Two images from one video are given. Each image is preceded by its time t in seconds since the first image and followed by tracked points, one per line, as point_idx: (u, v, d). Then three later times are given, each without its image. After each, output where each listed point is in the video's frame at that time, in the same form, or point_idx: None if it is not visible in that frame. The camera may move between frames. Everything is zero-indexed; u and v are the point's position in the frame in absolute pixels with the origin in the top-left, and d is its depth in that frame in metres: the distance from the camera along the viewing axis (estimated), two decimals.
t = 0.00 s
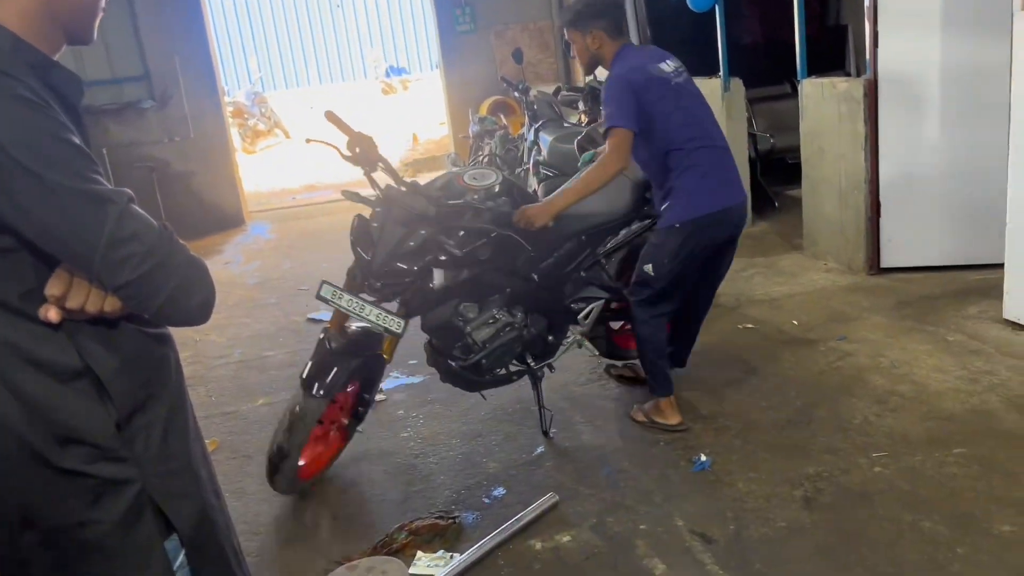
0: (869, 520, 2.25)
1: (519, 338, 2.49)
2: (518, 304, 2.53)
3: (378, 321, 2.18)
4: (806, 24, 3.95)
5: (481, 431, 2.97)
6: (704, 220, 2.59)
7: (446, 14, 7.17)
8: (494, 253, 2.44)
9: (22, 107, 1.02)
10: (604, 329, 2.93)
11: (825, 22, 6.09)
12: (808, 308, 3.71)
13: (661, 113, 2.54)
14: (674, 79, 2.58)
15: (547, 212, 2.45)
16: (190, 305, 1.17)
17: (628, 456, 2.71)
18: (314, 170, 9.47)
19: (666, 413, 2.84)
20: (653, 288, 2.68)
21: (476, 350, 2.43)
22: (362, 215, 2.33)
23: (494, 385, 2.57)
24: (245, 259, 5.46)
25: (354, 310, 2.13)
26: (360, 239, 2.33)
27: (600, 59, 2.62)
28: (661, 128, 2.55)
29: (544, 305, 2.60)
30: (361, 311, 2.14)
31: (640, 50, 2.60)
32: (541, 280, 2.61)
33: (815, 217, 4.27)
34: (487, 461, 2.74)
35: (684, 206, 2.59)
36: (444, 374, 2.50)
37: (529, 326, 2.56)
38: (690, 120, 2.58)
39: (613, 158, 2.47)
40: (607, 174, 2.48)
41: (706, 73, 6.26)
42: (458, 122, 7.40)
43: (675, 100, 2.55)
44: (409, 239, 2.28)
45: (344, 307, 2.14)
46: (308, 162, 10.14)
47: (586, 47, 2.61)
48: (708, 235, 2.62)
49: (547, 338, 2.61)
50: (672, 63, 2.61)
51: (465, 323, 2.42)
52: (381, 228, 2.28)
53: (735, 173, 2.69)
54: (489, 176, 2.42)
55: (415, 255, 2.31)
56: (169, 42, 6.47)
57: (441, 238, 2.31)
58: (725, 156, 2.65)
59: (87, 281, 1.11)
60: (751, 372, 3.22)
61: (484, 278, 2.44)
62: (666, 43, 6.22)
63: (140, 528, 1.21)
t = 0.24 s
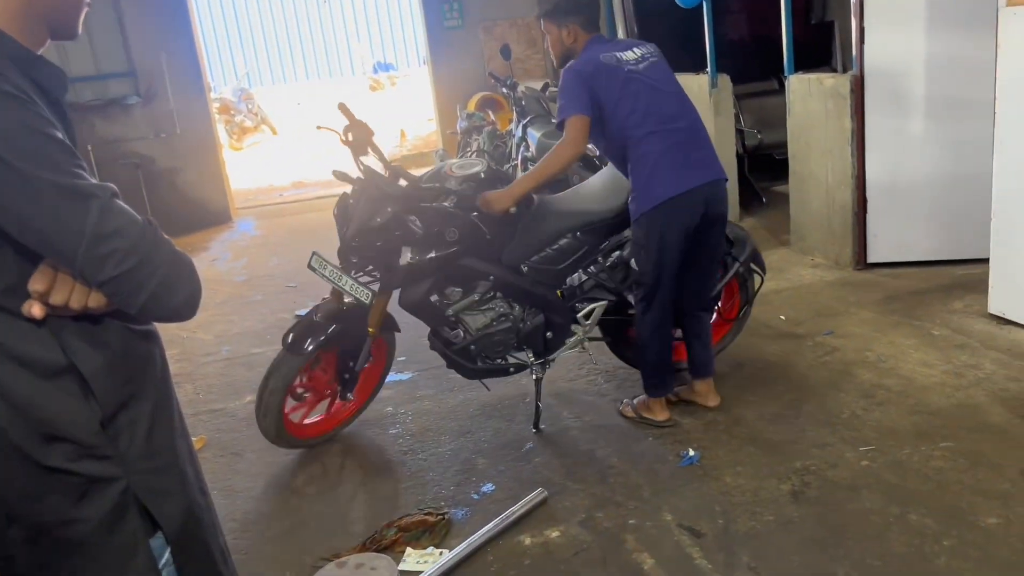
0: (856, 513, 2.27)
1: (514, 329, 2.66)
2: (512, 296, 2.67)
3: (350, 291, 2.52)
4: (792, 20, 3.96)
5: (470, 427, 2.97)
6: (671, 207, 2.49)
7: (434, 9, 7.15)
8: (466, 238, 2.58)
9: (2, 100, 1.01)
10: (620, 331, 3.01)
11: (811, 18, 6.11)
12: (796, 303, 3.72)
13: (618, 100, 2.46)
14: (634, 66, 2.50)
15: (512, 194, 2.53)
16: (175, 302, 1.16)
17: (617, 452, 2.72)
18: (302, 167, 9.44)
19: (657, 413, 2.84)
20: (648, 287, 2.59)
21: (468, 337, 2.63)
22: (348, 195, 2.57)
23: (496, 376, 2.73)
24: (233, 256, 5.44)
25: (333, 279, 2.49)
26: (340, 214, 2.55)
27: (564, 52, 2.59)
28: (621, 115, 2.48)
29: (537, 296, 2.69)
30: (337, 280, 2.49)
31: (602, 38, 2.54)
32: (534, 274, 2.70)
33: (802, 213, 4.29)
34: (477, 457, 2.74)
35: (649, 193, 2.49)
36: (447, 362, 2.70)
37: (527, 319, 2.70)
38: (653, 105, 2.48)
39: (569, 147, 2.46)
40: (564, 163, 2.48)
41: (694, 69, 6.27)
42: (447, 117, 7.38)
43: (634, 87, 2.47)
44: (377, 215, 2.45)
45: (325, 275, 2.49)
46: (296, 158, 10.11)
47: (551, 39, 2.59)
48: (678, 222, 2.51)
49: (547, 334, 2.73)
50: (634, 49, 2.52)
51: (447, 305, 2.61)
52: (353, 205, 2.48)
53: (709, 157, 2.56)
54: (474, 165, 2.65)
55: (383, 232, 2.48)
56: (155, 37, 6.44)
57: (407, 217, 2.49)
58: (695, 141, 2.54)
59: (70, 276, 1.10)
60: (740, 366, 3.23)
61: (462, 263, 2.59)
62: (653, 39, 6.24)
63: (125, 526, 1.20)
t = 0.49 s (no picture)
0: (843, 512, 2.28)
1: (519, 320, 2.77)
2: (516, 288, 2.77)
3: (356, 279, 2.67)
4: (781, 21, 3.98)
5: (460, 427, 2.97)
6: (642, 208, 2.46)
7: (423, 9, 7.15)
8: (466, 228, 2.69)
9: None
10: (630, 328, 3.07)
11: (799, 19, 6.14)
12: (784, 302, 3.74)
13: (598, 94, 2.44)
14: (618, 60, 2.46)
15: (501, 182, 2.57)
16: (160, 303, 1.15)
17: (607, 451, 2.72)
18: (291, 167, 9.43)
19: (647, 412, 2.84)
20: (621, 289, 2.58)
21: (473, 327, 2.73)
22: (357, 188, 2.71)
23: (503, 366, 2.84)
24: (222, 257, 5.42)
25: (339, 269, 2.64)
26: (348, 206, 2.69)
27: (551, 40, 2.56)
28: (600, 110, 2.45)
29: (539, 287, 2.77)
30: (343, 270, 2.65)
31: (589, 29, 2.50)
32: (536, 266, 2.79)
33: (790, 212, 4.31)
34: (466, 457, 2.74)
35: (621, 192, 2.46)
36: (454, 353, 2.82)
37: (532, 311, 2.80)
38: (633, 102, 2.45)
39: (557, 137, 2.43)
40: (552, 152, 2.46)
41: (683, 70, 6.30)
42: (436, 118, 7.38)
43: (615, 82, 2.44)
44: (379, 205, 2.60)
45: (333, 265, 2.65)
46: (286, 158, 10.08)
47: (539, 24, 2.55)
48: (649, 224, 2.48)
49: (552, 326, 2.81)
50: (620, 43, 2.48)
51: (451, 294, 2.73)
52: (358, 198, 2.63)
53: (687, 159, 2.52)
54: (475, 158, 2.71)
55: (386, 222, 2.63)
56: (143, 37, 6.41)
57: (408, 207, 2.61)
58: (674, 141, 2.50)
59: (55, 278, 1.09)
60: (729, 365, 3.24)
61: (464, 253, 2.70)
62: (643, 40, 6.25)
63: (111, 527, 1.19)
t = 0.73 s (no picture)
0: (833, 515, 2.28)
1: (524, 322, 2.77)
2: (521, 291, 2.77)
3: (365, 283, 2.66)
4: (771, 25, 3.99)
5: (451, 431, 2.96)
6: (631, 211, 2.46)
7: (414, 13, 7.15)
8: (472, 232, 2.70)
9: None
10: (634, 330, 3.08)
11: (789, 23, 6.17)
12: (775, 306, 3.75)
13: (593, 94, 2.43)
14: (614, 59, 2.46)
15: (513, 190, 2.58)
16: (146, 308, 1.15)
17: (598, 455, 2.72)
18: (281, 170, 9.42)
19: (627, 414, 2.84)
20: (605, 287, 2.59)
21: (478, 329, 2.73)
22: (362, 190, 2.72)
23: (507, 368, 2.84)
24: (211, 260, 5.40)
25: (346, 273, 2.64)
26: (355, 208, 2.70)
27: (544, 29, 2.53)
28: (593, 108, 2.45)
29: (544, 290, 2.78)
30: (351, 274, 2.65)
31: (587, 23, 2.48)
32: (541, 269, 2.78)
33: (780, 216, 4.32)
34: (457, 461, 2.74)
35: (608, 193, 2.47)
36: (459, 355, 2.80)
37: (537, 313, 2.80)
38: (626, 104, 2.45)
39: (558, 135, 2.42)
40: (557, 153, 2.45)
41: (674, 73, 6.31)
42: (428, 121, 7.38)
43: (611, 81, 2.43)
44: (387, 210, 2.61)
45: (340, 268, 2.65)
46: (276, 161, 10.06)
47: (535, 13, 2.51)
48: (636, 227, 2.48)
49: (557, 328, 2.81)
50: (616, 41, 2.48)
51: (457, 297, 2.73)
52: (365, 202, 2.64)
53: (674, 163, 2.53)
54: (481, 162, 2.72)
55: (392, 226, 2.63)
56: (132, 40, 6.39)
57: (415, 211, 2.62)
58: (663, 145, 2.51)
59: (40, 283, 1.09)
60: (719, 369, 3.25)
61: (470, 257, 2.71)
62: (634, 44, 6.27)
63: (99, 532, 1.19)
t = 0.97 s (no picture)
0: (822, 521, 2.29)
1: (515, 328, 2.77)
2: (512, 296, 2.77)
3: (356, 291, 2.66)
4: (760, 32, 4.02)
5: (440, 437, 2.96)
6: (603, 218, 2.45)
7: (404, 19, 7.15)
8: (464, 238, 2.68)
9: None
10: (625, 335, 3.08)
11: (778, 30, 6.20)
12: (764, 312, 3.76)
13: (567, 98, 2.43)
14: (587, 65, 2.45)
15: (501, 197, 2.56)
16: (132, 315, 1.14)
17: (587, 461, 2.72)
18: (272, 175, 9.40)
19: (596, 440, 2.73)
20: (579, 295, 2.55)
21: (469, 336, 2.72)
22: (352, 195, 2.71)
23: (497, 374, 2.83)
24: (200, 266, 5.38)
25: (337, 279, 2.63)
26: (345, 213, 2.69)
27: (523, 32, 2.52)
28: (566, 114, 2.44)
29: (536, 297, 2.76)
30: (342, 280, 2.64)
31: (564, 28, 2.48)
32: (533, 275, 2.75)
33: (769, 222, 4.34)
34: (447, 467, 2.73)
35: (580, 199, 2.46)
36: (449, 360, 2.81)
37: (528, 319, 2.79)
38: (600, 110, 2.45)
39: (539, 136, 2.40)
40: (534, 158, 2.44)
41: (663, 80, 6.34)
42: (418, 127, 7.39)
43: (583, 88, 2.43)
44: (378, 216, 2.61)
45: (330, 274, 2.63)
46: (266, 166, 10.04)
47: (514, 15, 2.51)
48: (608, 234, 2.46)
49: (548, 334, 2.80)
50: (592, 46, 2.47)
51: (448, 303, 2.73)
52: (357, 207, 2.63)
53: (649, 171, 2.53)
54: (474, 168, 2.75)
55: (384, 232, 2.63)
56: (121, 44, 6.37)
57: (407, 218, 2.63)
58: (638, 152, 2.51)
59: (25, 289, 1.08)
60: (709, 374, 3.25)
61: (461, 263, 2.70)
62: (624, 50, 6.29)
63: (85, 540, 1.18)
